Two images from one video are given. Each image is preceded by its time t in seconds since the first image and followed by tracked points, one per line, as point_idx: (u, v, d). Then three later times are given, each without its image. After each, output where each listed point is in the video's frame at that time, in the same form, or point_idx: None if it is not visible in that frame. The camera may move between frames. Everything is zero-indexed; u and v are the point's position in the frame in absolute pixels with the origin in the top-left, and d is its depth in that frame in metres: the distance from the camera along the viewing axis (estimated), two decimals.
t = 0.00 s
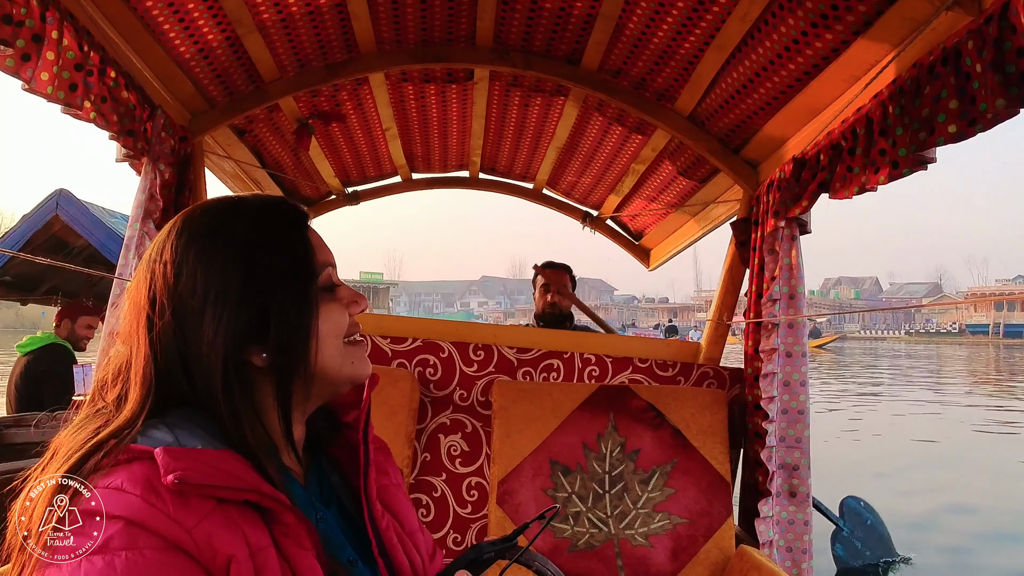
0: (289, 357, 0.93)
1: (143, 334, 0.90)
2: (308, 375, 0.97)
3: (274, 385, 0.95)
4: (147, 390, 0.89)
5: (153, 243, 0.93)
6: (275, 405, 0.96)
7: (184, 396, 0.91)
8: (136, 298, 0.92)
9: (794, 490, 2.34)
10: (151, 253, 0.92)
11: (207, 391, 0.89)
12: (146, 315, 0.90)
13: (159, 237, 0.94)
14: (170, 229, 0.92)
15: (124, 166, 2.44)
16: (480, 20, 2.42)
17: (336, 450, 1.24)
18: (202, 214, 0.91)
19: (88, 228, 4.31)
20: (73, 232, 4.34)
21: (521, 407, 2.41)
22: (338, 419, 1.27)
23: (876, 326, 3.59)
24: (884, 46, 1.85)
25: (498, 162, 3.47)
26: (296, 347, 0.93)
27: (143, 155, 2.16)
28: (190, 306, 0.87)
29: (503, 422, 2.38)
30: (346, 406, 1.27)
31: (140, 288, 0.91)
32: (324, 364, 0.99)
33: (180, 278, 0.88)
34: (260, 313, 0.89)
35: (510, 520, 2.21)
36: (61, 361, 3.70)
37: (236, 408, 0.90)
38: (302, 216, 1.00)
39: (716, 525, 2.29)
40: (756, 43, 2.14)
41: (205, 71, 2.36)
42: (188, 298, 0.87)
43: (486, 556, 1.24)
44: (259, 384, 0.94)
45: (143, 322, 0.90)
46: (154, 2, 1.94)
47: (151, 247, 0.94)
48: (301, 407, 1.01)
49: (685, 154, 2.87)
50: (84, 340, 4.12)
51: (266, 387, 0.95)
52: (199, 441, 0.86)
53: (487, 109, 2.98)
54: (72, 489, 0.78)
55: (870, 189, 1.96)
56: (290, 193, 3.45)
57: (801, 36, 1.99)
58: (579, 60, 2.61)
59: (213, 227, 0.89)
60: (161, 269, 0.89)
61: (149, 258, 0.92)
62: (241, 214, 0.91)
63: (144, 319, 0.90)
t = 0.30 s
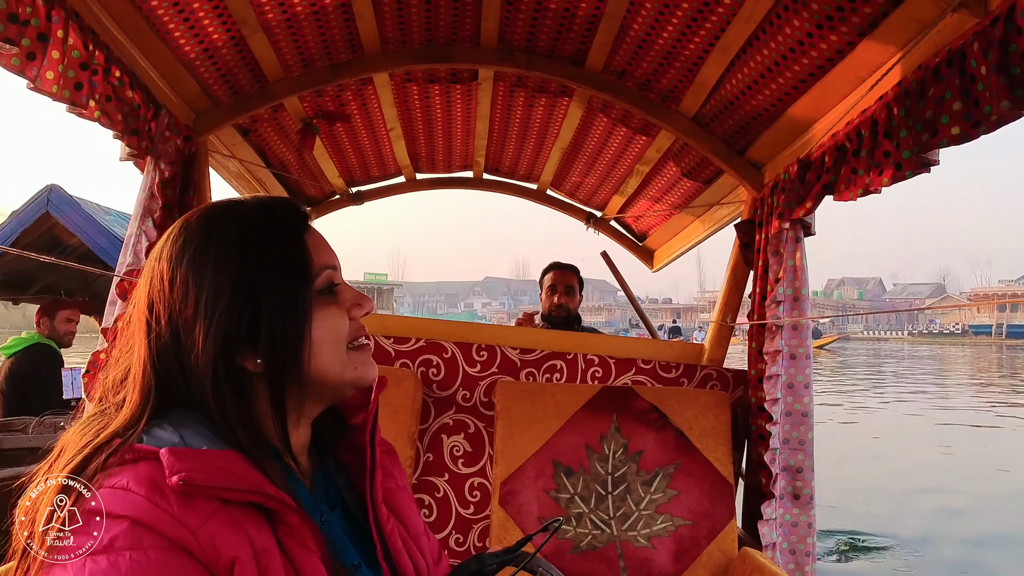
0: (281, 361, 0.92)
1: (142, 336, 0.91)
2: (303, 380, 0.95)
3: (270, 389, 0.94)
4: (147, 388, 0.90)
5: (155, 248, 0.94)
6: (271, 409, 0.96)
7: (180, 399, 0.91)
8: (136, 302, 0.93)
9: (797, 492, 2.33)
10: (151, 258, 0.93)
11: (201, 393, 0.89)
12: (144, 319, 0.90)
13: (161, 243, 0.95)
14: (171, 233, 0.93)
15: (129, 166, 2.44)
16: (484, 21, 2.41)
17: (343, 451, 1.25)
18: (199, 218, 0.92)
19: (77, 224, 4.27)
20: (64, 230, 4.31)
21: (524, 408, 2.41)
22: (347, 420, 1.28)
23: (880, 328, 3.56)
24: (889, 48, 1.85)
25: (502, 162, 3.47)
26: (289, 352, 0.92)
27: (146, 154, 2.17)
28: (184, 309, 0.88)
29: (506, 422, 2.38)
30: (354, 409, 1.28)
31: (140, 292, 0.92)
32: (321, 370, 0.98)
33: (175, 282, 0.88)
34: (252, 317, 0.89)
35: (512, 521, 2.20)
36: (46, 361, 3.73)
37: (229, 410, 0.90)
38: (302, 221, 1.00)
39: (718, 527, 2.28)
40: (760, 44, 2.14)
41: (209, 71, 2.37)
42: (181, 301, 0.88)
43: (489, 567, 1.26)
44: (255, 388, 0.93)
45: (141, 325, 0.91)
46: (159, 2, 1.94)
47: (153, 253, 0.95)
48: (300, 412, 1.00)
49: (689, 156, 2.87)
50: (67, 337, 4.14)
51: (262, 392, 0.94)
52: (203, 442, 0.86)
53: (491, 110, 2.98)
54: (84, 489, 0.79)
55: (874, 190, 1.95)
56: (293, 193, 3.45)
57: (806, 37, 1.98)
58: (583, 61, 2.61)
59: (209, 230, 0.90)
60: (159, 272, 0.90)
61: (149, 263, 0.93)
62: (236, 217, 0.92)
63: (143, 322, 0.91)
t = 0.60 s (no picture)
0: (296, 358, 0.92)
1: (151, 335, 0.91)
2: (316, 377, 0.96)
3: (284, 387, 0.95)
4: (153, 384, 0.90)
5: (161, 246, 0.94)
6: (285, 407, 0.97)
7: (192, 398, 0.91)
8: (144, 301, 0.93)
9: (800, 494, 2.32)
10: (158, 256, 0.93)
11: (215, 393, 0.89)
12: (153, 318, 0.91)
13: (166, 242, 0.95)
14: (178, 232, 0.93)
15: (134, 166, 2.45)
16: (489, 21, 2.41)
17: (348, 450, 1.25)
18: (209, 216, 0.92)
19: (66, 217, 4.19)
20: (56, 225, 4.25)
21: (528, 408, 2.41)
22: (351, 419, 1.28)
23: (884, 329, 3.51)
24: (894, 50, 1.84)
25: (506, 163, 3.47)
26: (303, 349, 0.93)
27: (152, 153, 2.17)
28: (198, 310, 0.87)
29: (509, 422, 2.38)
30: (359, 408, 1.28)
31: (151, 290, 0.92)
32: (333, 368, 0.98)
33: (188, 282, 0.88)
34: (266, 315, 0.89)
35: (515, 523, 2.20)
36: (33, 364, 3.68)
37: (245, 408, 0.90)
38: (309, 218, 1.00)
39: (721, 529, 2.27)
40: (765, 45, 2.13)
41: (214, 70, 2.37)
42: (195, 301, 0.87)
43: (497, 569, 1.25)
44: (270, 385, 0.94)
45: (152, 324, 0.91)
46: (165, 2, 1.95)
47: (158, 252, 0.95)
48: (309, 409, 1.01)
49: (693, 157, 2.86)
50: (51, 335, 4.07)
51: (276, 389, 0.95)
52: (210, 439, 0.86)
53: (495, 110, 2.98)
54: (89, 485, 0.78)
55: (880, 192, 1.94)
56: (298, 193, 3.46)
57: (811, 39, 1.98)
58: (588, 61, 2.61)
59: (219, 227, 0.90)
60: (169, 270, 0.90)
61: (155, 262, 0.94)
62: (246, 215, 0.92)
63: (151, 320, 0.91)
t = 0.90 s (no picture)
0: (347, 351, 0.96)
1: (192, 331, 0.88)
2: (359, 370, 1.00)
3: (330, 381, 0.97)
4: (184, 379, 0.88)
5: (193, 241, 0.92)
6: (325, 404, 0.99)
7: (240, 396, 0.89)
8: (177, 296, 0.90)
9: (808, 496, 2.32)
10: (193, 251, 0.91)
11: (274, 390, 0.88)
12: (195, 314, 0.88)
13: (198, 237, 0.92)
14: (218, 226, 0.92)
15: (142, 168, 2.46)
16: (497, 22, 2.41)
17: (355, 447, 1.24)
18: (257, 212, 0.92)
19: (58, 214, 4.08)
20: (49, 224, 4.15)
21: (535, 410, 2.41)
22: (356, 416, 1.27)
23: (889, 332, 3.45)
24: (902, 52, 1.84)
25: (513, 164, 3.47)
26: (354, 342, 0.97)
27: (159, 155, 2.17)
28: (249, 308, 0.87)
29: (516, 424, 2.37)
30: (364, 406, 1.27)
31: (182, 287, 0.90)
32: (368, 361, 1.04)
33: (237, 279, 0.87)
34: (325, 309, 0.92)
35: (522, 525, 2.20)
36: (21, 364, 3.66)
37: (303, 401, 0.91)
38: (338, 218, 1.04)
39: (729, 531, 2.27)
40: (773, 46, 2.13)
41: (222, 71, 2.37)
42: (246, 298, 0.87)
43: (510, 563, 1.26)
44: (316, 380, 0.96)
45: (193, 319, 0.88)
46: (172, 3, 1.95)
47: (186, 247, 0.93)
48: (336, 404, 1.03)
49: (701, 158, 2.86)
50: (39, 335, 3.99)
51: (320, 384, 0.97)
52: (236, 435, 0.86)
53: (502, 112, 2.98)
54: (111, 481, 0.78)
55: (889, 194, 1.93)
56: (305, 193, 3.46)
57: (820, 39, 1.97)
58: (595, 62, 2.61)
59: (273, 224, 0.91)
60: (219, 265, 0.88)
61: (187, 257, 0.92)
62: (294, 212, 0.94)
63: (189, 316, 0.89)
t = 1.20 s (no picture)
0: (363, 350, 0.97)
1: (210, 327, 0.88)
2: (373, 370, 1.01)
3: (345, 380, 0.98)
4: (202, 377, 0.88)
5: (213, 239, 0.93)
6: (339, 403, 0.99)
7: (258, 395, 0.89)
8: (196, 293, 0.90)
9: (816, 497, 2.32)
10: (214, 248, 0.92)
11: (294, 389, 0.88)
12: (214, 310, 0.88)
13: (218, 235, 0.93)
14: (239, 224, 0.93)
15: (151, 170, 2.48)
16: (503, 23, 2.42)
17: (361, 446, 1.25)
18: (277, 211, 0.94)
19: (46, 206, 4.09)
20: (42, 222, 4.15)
21: (542, 410, 2.41)
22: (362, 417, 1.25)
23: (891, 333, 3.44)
24: (908, 51, 1.84)
25: (519, 164, 3.47)
26: (369, 342, 0.98)
27: (168, 156, 2.18)
28: (271, 304, 0.88)
29: (523, 424, 2.38)
30: (370, 406, 1.25)
31: (200, 287, 0.90)
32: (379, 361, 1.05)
33: (258, 278, 0.88)
34: (343, 307, 0.94)
35: (529, 525, 2.20)
36: (10, 371, 3.86)
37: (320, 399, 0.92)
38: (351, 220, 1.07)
39: (737, 532, 2.26)
40: (779, 46, 2.13)
41: (229, 73, 2.38)
42: (268, 298, 0.88)
43: (516, 560, 1.27)
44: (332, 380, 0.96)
45: (212, 315, 0.88)
46: (180, 4, 1.96)
47: (205, 245, 0.94)
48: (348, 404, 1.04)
49: (707, 158, 2.85)
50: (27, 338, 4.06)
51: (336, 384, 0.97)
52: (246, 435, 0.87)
53: (508, 112, 2.98)
54: (124, 481, 0.78)
55: (897, 193, 1.93)
56: (311, 194, 3.47)
57: (827, 38, 1.97)
58: (601, 63, 2.61)
59: (294, 223, 0.93)
60: (241, 262, 0.89)
61: (207, 254, 0.92)
62: (314, 213, 0.96)
63: (208, 312, 0.89)
